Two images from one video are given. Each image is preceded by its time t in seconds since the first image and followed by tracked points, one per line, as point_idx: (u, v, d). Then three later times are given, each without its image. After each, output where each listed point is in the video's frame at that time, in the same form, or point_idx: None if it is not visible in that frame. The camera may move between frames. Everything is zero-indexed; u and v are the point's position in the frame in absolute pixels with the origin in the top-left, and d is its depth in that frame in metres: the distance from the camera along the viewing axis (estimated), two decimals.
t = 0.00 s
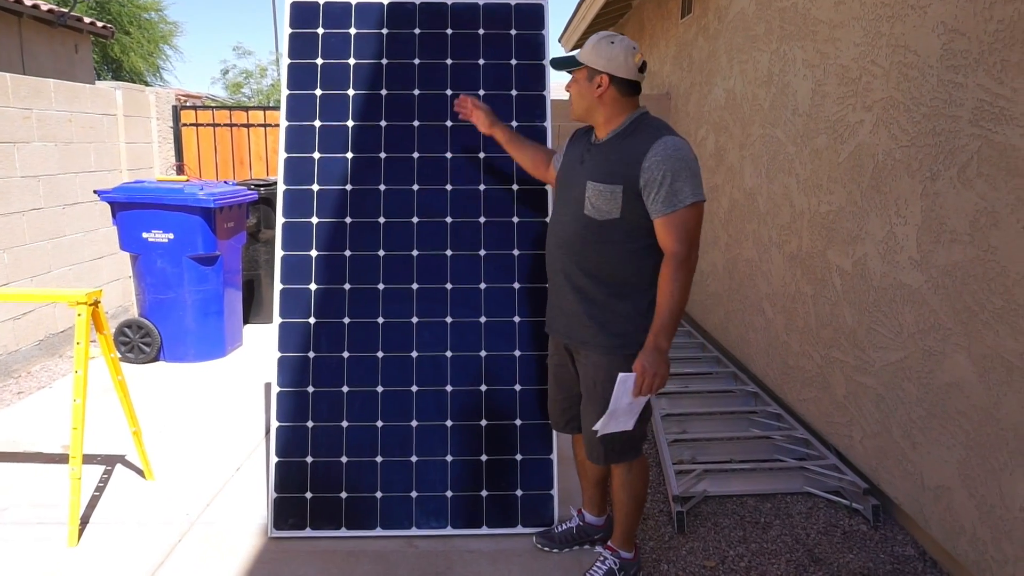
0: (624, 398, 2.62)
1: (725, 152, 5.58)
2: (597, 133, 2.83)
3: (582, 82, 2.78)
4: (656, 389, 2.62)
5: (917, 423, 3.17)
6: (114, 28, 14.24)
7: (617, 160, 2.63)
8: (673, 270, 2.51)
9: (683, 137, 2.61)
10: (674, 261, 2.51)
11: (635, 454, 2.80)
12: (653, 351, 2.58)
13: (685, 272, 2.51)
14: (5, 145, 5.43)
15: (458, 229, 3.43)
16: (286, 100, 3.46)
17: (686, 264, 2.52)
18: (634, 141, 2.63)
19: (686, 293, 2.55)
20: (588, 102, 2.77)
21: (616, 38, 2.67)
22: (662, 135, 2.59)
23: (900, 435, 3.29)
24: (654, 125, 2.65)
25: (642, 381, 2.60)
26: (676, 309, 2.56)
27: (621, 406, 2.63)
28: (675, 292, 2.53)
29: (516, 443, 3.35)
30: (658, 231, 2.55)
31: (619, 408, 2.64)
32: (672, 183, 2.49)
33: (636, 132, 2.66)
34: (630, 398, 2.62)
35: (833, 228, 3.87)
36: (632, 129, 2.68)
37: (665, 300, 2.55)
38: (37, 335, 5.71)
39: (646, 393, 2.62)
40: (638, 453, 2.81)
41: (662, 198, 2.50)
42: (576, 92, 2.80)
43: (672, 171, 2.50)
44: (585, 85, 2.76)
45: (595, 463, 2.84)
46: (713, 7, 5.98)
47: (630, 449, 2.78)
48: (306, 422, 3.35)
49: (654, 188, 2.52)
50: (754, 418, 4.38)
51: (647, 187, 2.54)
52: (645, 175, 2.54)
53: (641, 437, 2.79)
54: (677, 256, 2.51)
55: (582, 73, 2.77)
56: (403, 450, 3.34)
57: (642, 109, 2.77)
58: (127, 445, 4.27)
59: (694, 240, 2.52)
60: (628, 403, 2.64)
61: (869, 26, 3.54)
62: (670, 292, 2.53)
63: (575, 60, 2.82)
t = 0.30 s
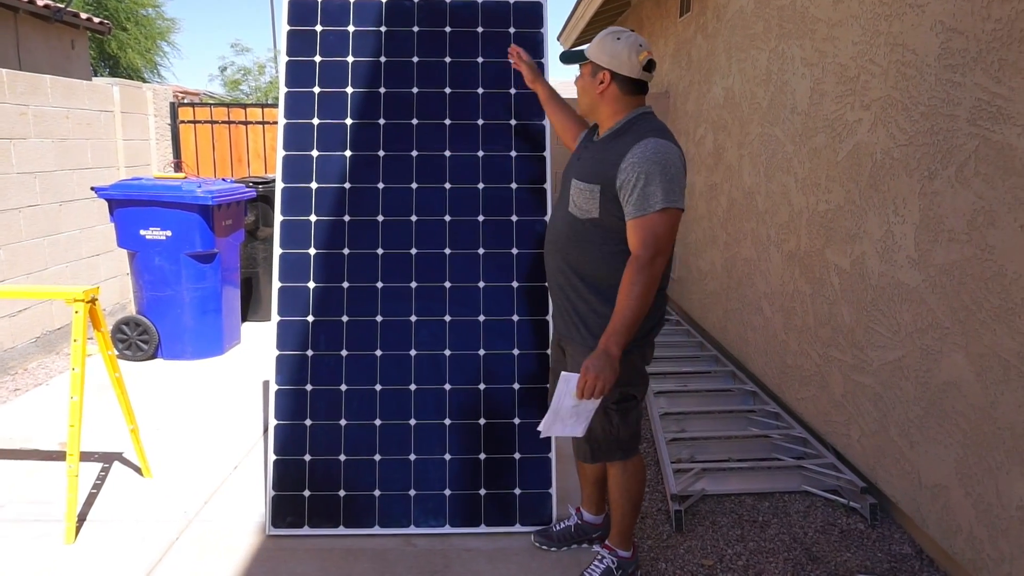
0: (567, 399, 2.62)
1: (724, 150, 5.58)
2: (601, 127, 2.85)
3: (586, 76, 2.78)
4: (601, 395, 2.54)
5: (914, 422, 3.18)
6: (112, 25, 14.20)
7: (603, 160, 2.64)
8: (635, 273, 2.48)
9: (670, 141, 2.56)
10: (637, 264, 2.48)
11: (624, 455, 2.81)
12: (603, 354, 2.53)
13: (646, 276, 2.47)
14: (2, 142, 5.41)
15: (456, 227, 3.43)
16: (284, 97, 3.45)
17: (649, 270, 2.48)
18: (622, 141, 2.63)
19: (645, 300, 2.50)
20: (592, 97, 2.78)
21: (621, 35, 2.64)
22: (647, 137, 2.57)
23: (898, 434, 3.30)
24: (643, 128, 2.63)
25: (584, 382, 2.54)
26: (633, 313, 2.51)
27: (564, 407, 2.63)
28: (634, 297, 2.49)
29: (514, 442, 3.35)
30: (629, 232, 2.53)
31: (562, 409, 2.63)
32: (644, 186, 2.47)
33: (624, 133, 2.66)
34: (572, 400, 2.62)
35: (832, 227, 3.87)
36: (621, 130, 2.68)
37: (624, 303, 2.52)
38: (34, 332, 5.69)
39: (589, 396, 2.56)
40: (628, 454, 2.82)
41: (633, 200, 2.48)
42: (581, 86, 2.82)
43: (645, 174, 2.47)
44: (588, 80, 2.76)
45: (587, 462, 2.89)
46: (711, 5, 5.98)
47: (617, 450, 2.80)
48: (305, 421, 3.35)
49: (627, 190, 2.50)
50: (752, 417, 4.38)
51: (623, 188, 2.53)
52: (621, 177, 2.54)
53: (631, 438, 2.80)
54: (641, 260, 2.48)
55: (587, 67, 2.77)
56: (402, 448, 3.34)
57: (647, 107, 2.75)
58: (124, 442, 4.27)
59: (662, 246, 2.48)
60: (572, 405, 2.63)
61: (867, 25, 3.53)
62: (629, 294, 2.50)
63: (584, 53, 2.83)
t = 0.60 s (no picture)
0: (548, 395, 2.69)
1: (726, 153, 5.58)
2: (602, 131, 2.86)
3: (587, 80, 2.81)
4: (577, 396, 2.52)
5: (920, 423, 3.17)
6: (115, 34, 14.26)
7: (599, 165, 2.65)
8: (623, 278, 2.47)
9: (665, 146, 2.56)
10: (625, 270, 2.47)
11: (628, 461, 2.80)
12: (584, 358, 2.52)
13: (634, 281, 2.46)
14: (7, 152, 5.44)
15: (459, 233, 3.43)
16: (287, 105, 3.46)
17: (637, 275, 2.47)
18: (618, 145, 2.64)
19: (632, 305, 2.48)
20: (591, 100, 2.80)
21: (621, 39, 2.64)
22: (641, 142, 2.57)
23: (903, 435, 3.29)
24: (639, 133, 2.63)
25: (561, 381, 2.53)
26: (619, 319, 2.50)
27: (545, 403, 2.69)
28: (621, 302, 2.48)
29: (519, 447, 3.36)
30: (622, 237, 2.53)
31: (545, 404, 2.70)
32: (636, 191, 2.47)
33: (620, 138, 2.67)
34: (552, 395, 2.68)
35: (834, 228, 3.87)
36: (618, 134, 2.69)
37: (610, 308, 2.51)
38: (40, 340, 5.68)
39: (565, 396, 2.54)
40: (632, 461, 2.81)
41: (625, 205, 2.49)
42: (581, 89, 2.84)
43: (637, 179, 2.47)
44: (588, 84, 2.78)
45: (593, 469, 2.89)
46: (712, 7, 5.99)
47: (620, 456, 2.80)
48: (310, 427, 3.35)
49: (620, 195, 2.51)
50: (757, 419, 4.38)
51: (617, 193, 2.53)
52: (615, 182, 2.54)
53: (635, 445, 2.79)
54: (630, 265, 2.47)
55: (587, 71, 2.79)
56: (407, 454, 3.34)
57: (646, 111, 2.75)
58: (131, 450, 4.28)
59: (652, 252, 2.47)
60: (554, 400, 2.69)
61: (868, 26, 3.54)
62: (616, 299, 2.49)
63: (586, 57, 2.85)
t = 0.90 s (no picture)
0: (578, 430, 2.65)
1: (730, 173, 5.60)
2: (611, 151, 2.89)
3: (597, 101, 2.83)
4: (610, 425, 2.53)
5: (928, 445, 3.15)
6: (125, 56, 14.42)
7: (607, 185, 2.67)
8: (638, 300, 2.48)
9: (675, 166, 2.57)
10: (640, 292, 2.48)
11: (636, 484, 2.80)
12: (611, 385, 2.52)
13: (649, 304, 2.46)
14: (18, 173, 5.50)
15: (465, 253, 3.45)
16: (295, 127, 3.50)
17: (652, 297, 2.48)
18: (626, 166, 2.66)
19: (649, 327, 2.49)
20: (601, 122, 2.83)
21: (632, 62, 2.66)
22: (650, 162, 2.58)
23: (911, 457, 3.27)
24: (647, 153, 2.65)
25: (592, 413, 2.54)
26: (638, 341, 2.50)
27: (576, 438, 2.65)
28: (639, 324, 2.49)
29: (525, 468, 3.35)
30: (634, 258, 2.54)
31: (575, 440, 2.65)
32: (646, 212, 2.48)
33: (628, 158, 2.68)
34: (583, 429, 2.64)
35: (840, 249, 3.88)
36: (627, 155, 2.71)
37: (628, 331, 2.51)
38: (47, 359, 5.70)
39: (599, 427, 2.55)
40: (641, 483, 2.81)
41: (636, 226, 2.50)
42: (592, 110, 2.87)
43: (648, 199, 2.48)
44: (599, 105, 2.81)
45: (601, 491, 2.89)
46: (715, 30, 6.04)
47: (630, 479, 2.79)
48: (315, 448, 3.35)
49: (631, 215, 2.52)
50: (763, 440, 4.36)
51: (627, 214, 2.55)
52: (625, 203, 2.56)
53: (643, 468, 2.79)
54: (644, 286, 2.48)
55: (598, 92, 2.81)
56: (412, 475, 3.34)
57: (655, 133, 2.77)
58: (137, 470, 4.28)
59: (665, 272, 2.47)
60: (584, 436, 2.65)
61: (870, 49, 3.57)
62: (633, 322, 2.50)
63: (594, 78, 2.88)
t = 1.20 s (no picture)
0: (589, 446, 2.64)
1: (732, 185, 5.62)
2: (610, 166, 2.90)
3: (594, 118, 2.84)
4: (620, 441, 2.56)
5: (933, 457, 3.14)
6: (130, 72, 14.51)
7: (609, 201, 2.68)
8: (644, 317, 2.49)
9: (676, 179, 2.57)
10: (646, 308, 2.49)
11: (647, 498, 2.80)
12: (620, 402, 2.54)
13: (657, 320, 2.47)
14: (23, 188, 5.53)
15: (467, 266, 3.46)
16: (298, 141, 3.52)
17: (659, 313, 2.48)
18: (627, 181, 2.67)
19: (657, 343, 2.50)
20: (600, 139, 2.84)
21: (626, 75, 2.68)
22: (650, 176, 2.59)
23: (915, 468, 3.26)
24: (647, 167, 2.66)
25: (603, 430, 2.56)
26: (647, 357, 2.52)
27: (588, 454, 2.64)
28: (647, 341, 2.50)
29: (527, 480, 3.34)
30: (639, 274, 2.55)
31: (586, 454, 2.64)
32: (649, 227, 2.49)
33: (628, 173, 2.69)
34: (595, 445, 2.63)
35: (842, 260, 3.88)
36: (627, 169, 2.72)
37: (636, 347, 2.52)
38: (50, 373, 5.71)
39: (609, 443, 2.57)
40: (651, 497, 2.81)
41: (640, 241, 2.51)
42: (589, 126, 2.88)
43: (649, 215, 2.49)
44: (596, 120, 2.83)
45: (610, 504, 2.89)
46: (716, 43, 6.08)
47: (640, 493, 2.79)
48: (318, 460, 3.35)
49: (634, 231, 2.53)
50: (767, 451, 4.35)
51: (630, 230, 2.56)
52: (627, 218, 2.57)
53: (654, 482, 2.79)
54: (650, 302, 2.49)
55: (594, 108, 2.83)
56: (415, 488, 3.33)
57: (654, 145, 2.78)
58: (139, 484, 4.28)
59: (670, 287, 2.48)
60: (595, 451, 2.65)
61: (870, 62, 3.59)
62: (641, 338, 2.51)
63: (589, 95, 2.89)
